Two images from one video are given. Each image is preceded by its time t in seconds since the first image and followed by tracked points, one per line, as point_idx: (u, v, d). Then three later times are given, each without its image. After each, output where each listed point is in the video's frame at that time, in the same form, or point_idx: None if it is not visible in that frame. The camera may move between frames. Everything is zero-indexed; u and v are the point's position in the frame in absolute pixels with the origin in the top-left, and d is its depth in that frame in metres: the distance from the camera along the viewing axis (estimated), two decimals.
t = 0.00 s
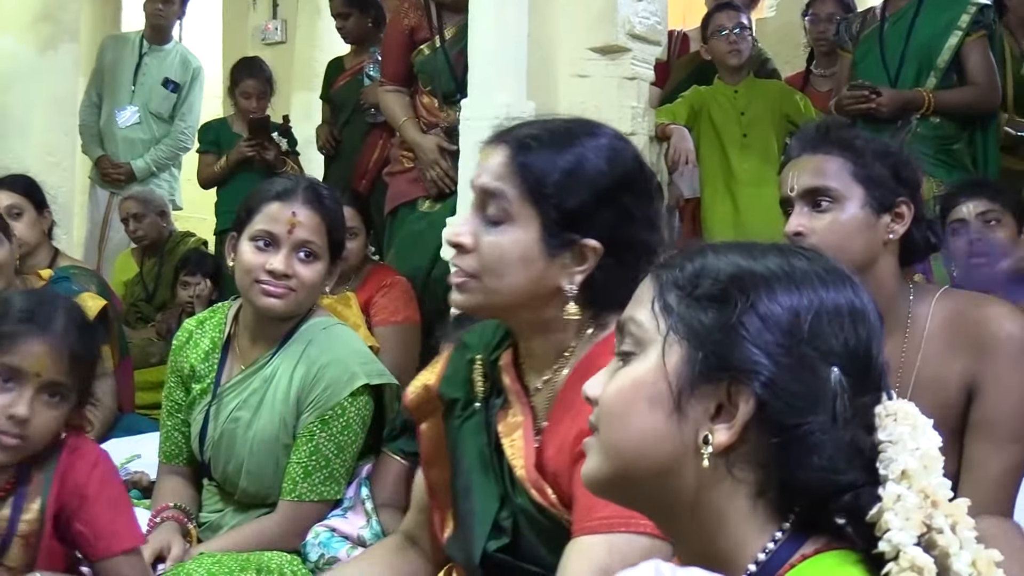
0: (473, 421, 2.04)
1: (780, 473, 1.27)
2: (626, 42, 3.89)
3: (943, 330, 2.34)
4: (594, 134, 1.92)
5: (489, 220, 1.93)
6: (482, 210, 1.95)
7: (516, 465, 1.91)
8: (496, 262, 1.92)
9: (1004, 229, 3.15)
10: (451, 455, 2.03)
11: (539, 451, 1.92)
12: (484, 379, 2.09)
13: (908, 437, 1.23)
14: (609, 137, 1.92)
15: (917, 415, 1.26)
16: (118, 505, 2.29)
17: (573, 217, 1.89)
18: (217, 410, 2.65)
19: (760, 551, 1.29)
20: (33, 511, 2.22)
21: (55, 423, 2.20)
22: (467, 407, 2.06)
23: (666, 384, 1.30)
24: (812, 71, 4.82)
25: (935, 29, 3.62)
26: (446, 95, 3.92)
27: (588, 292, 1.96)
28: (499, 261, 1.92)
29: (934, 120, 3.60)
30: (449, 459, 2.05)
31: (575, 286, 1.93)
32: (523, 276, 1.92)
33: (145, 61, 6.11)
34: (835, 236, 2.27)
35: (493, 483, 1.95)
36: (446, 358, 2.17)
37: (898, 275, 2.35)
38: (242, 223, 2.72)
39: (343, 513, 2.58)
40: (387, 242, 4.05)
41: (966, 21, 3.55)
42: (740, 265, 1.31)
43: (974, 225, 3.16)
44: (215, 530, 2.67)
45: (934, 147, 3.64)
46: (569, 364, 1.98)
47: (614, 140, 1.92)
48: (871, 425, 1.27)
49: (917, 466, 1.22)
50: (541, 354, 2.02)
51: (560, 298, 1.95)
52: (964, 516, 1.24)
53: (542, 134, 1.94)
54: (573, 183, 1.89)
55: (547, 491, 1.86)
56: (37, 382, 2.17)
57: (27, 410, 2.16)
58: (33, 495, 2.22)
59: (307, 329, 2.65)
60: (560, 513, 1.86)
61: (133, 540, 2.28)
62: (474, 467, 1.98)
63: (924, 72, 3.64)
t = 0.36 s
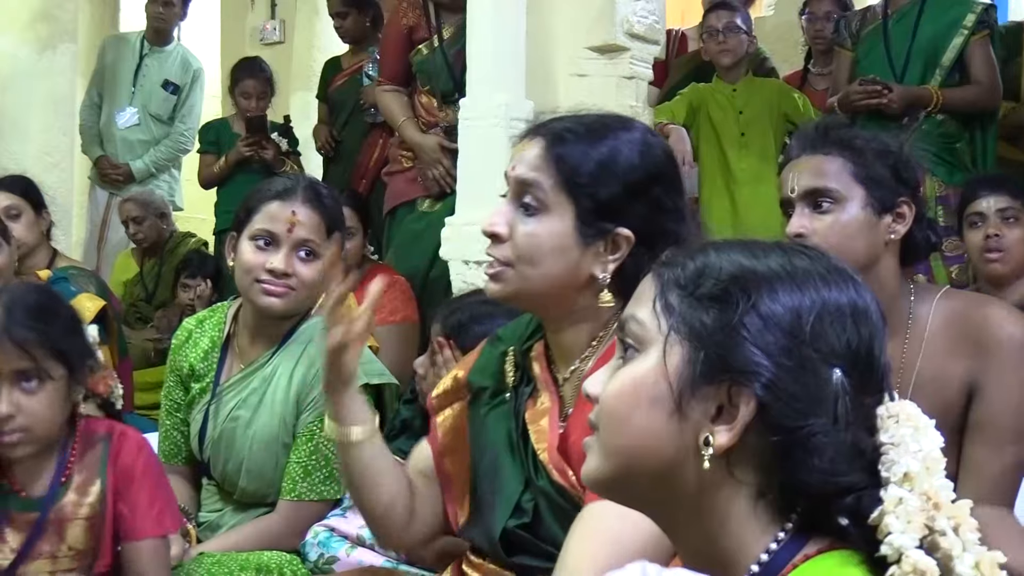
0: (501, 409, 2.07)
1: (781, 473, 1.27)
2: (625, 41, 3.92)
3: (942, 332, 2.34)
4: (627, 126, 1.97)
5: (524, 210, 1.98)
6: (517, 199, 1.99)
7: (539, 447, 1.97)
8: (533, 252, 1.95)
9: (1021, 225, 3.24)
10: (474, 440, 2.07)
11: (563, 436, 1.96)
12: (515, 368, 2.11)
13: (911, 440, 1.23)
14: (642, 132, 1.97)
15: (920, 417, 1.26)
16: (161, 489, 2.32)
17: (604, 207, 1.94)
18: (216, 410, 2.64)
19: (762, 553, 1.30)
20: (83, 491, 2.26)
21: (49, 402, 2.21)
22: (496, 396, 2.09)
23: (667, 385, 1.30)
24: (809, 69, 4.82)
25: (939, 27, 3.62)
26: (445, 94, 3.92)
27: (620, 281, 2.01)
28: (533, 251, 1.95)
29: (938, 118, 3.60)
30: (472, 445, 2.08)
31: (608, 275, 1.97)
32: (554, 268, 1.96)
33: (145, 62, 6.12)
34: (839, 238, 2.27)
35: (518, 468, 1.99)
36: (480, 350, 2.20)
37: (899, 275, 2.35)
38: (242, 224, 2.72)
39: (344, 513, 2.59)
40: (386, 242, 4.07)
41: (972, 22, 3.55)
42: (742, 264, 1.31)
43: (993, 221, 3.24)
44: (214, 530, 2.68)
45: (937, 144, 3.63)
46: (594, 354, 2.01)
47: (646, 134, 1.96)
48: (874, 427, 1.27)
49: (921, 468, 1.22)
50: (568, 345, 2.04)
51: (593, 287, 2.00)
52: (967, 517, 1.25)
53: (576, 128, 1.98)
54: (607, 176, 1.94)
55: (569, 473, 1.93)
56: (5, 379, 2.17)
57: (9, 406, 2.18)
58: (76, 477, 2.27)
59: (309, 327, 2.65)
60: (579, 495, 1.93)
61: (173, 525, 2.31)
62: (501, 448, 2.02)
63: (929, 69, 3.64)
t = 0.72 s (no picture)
0: (508, 406, 2.08)
1: (781, 475, 1.27)
2: (625, 41, 3.94)
3: (943, 333, 2.34)
4: (640, 128, 1.99)
5: (535, 206, 1.98)
6: (528, 194, 1.99)
7: (547, 443, 1.99)
8: (541, 249, 1.96)
9: None
10: (478, 433, 2.07)
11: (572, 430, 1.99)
12: (523, 364, 2.12)
13: (912, 442, 1.23)
14: (653, 135, 2.00)
15: (920, 419, 1.26)
16: (143, 476, 2.32)
17: (615, 203, 1.96)
18: (216, 410, 2.64)
19: (761, 556, 1.30)
20: (75, 480, 2.24)
21: (40, 380, 2.19)
22: (504, 392, 2.10)
23: (667, 386, 1.30)
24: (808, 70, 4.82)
25: (943, 28, 3.61)
26: (443, 91, 3.92)
27: (626, 279, 2.03)
28: (543, 246, 1.96)
29: (942, 119, 3.59)
30: (476, 434, 2.07)
31: (613, 273, 1.98)
32: (561, 263, 1.96)
33: (145, 62, 6.12)
34: (839, 239, 2.27)
35: (526, 461, 2.01)
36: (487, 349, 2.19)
37: (899, 276, 2.35)
38: (241, 224, 2.72)
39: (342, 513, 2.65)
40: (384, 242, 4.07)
41: (975, 24, 3.54)
42: (742, 265, 1.31)
43: (1004, 224, 3.21)
44: (213, 529, 2.68)
45: (939, 145, 3.62)
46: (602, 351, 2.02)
47: (656, 138, 1.99)
48: (874, 431, 1.27)
49: (921, 471, 1.22)
50: (572, 345, 2.06)
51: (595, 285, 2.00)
52: (968, 521, 1.24)
53: (589, 127, 1.99)
54: (618, 173, 1.96)
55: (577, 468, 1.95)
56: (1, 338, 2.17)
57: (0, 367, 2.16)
58: (65, 464, 2.24)
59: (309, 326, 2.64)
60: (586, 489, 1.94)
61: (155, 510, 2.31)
62: (508, 445, 2.03)
63: (933, 70, 3.64)
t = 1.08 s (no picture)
0: (494, 419, 2.05)
1: (785, 475, 1.27)
2: (625, 42, 3.91)
3: (945, 333, 2.34)
4: (622, 135, 1.97)
5: (515, 213, 1.98)
6: (509, 201, 1.99)
7: (533, 455, 1.94)
8: (522, 256, 1.95)
9: None
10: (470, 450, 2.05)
11: (557, 442, 1.94)
12: (506, 376, 2.12)
13: (915, 442, 1.23)
14: (638, 141, 1.97)
15: (923, 420, 1.27)
16: (119, 468, 2.30)
17: (599, 211, 1.94)
18: (217, 411, 2.64)
19: (762, 557, 1.30)
20: (49, 476, 2.22)
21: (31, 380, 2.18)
22: (490, 406, 2.09)
23: (671, 387, 1.29)
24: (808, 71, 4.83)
25: (944, 27, 3.60)
26: (434, 85, 3.90)
27: (607, 288, 2.01)
28: (522, 253, 1.95)
29: (942, 119, 3.58)
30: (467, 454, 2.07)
31: (593, 281, 1.97)
32: (543, 271, 1.96)
33: (145, 63, 6.11)
34: (840, 240, 2.27)
35: (513, 476, 1.96)
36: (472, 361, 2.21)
37: (899, 275, 2.35)
38: (242, 225, 2.72)
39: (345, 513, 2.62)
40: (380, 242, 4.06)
41: (975, 24, 3.54)
42: (746, 266, 1.31)
43: (1007, 223, 3.03)
44: (214, 531, 2.67)
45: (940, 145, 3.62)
46: (585, 359, 2.00)
47: (641, 143, 1.97)
48: (878, 432, 1.27)
49: (925, 471, 1.22)
50: (557, 351, 2.04)
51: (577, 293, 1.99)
52: (971, 522, 1.24)
53: (573, 133, 1.98)
54: (601, 179, 1.94)
55: (564, 479, 1.89)
56: None
57: None
58: (38, 461, 2.23)
59: (307, 330, 2.65)
60: (576, 501, 1.88)
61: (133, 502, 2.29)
62: (494, 459, 1.99)
63: (933, 70, 3.64)
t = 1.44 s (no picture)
0: (475, 421, 2.03)
1: (792, 476, 1.27)
2: (625, 42, 3.91)
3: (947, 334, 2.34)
4: (568, 135, 1.85)
5: (472, 233, 1.86)
6: (464, 223, 1.88)
7: (516, 464, 1.89)
8: (484, 276, 1.85)
9: (1020, 239, 2.94)
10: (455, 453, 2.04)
11: (539, 449, 1.88)
12: (485, 378, 2.06)
13: (923, 442, 1.24)
14: (585, 139, 1.86)
15: (929, 422, 1.28)
16: (115, 466, 2.29)
17: (555, 219, 1.83)
18: (218, 412, 2.64)
19: (765, 556, 1.30)
20: (38, 479, 2.20)
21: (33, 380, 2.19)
22: (469, 406, 2.06)
23: (680, 388, 1.29)
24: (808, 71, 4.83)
25: (944, 26, 3.60)
26: (427, 78, 3.89)
27: (576, 291, 1.90)
28: (487, 276, 1.85)
29: (942, 118, 3.58)
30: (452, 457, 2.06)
31: (563, 288, 1.86)
32: (508, 289, 1.85)
33: (144, 62, 6.10)
34: (847, 238, 2.27)
35: (494, 482, 1.94)
36: (450, 357, 2.16)
37: (903, 275, 2.35)
38: (242, 225, 2.72)
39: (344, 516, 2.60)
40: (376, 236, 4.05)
41: (975, 23, 3.54)
42: (753, 266, 1.30)
43: (992, 228, 2.96)
44: (215, 531, 2.67)
45: (940, 143, 3.62)
46: (563, 363, 1.92)
47: (587, 142, 1.85)
48: (884, 432, 1.27)
49: (933, 469, 1.22)
50: (538, 356, 1.96)
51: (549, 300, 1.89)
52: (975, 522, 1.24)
53: (513, 142, 1.86)
54: (551, 188, 1.82)
55: (547, 490, 1.83)
56: None
57: None
58: (26, 463, 2.21)
59: (308, 330, 2.65)
60: (559, 511, 1.84)
61: (135, 505, 2.29)
62: (478, 464, 1.98)
63: (933, 69, 3.63)
